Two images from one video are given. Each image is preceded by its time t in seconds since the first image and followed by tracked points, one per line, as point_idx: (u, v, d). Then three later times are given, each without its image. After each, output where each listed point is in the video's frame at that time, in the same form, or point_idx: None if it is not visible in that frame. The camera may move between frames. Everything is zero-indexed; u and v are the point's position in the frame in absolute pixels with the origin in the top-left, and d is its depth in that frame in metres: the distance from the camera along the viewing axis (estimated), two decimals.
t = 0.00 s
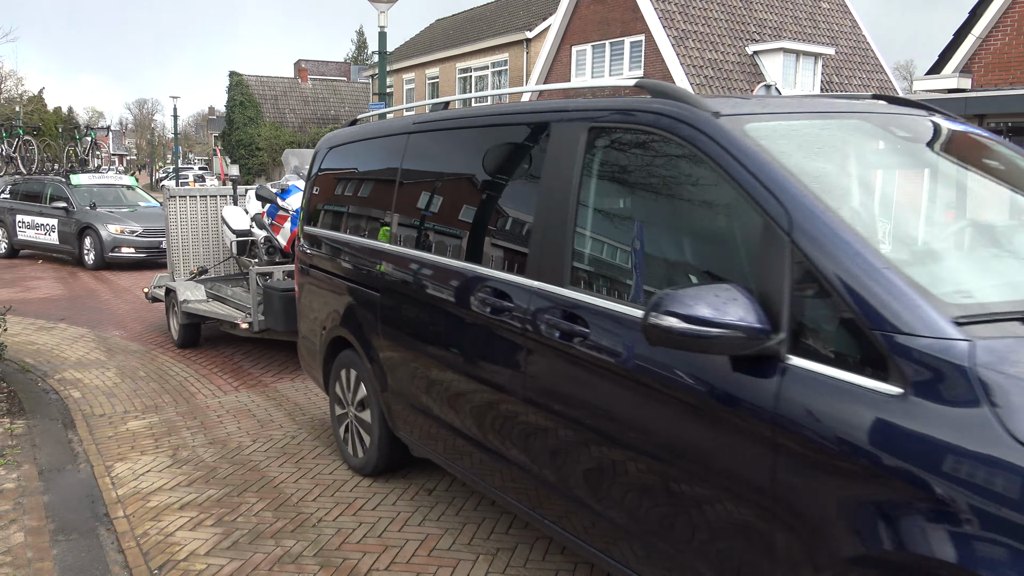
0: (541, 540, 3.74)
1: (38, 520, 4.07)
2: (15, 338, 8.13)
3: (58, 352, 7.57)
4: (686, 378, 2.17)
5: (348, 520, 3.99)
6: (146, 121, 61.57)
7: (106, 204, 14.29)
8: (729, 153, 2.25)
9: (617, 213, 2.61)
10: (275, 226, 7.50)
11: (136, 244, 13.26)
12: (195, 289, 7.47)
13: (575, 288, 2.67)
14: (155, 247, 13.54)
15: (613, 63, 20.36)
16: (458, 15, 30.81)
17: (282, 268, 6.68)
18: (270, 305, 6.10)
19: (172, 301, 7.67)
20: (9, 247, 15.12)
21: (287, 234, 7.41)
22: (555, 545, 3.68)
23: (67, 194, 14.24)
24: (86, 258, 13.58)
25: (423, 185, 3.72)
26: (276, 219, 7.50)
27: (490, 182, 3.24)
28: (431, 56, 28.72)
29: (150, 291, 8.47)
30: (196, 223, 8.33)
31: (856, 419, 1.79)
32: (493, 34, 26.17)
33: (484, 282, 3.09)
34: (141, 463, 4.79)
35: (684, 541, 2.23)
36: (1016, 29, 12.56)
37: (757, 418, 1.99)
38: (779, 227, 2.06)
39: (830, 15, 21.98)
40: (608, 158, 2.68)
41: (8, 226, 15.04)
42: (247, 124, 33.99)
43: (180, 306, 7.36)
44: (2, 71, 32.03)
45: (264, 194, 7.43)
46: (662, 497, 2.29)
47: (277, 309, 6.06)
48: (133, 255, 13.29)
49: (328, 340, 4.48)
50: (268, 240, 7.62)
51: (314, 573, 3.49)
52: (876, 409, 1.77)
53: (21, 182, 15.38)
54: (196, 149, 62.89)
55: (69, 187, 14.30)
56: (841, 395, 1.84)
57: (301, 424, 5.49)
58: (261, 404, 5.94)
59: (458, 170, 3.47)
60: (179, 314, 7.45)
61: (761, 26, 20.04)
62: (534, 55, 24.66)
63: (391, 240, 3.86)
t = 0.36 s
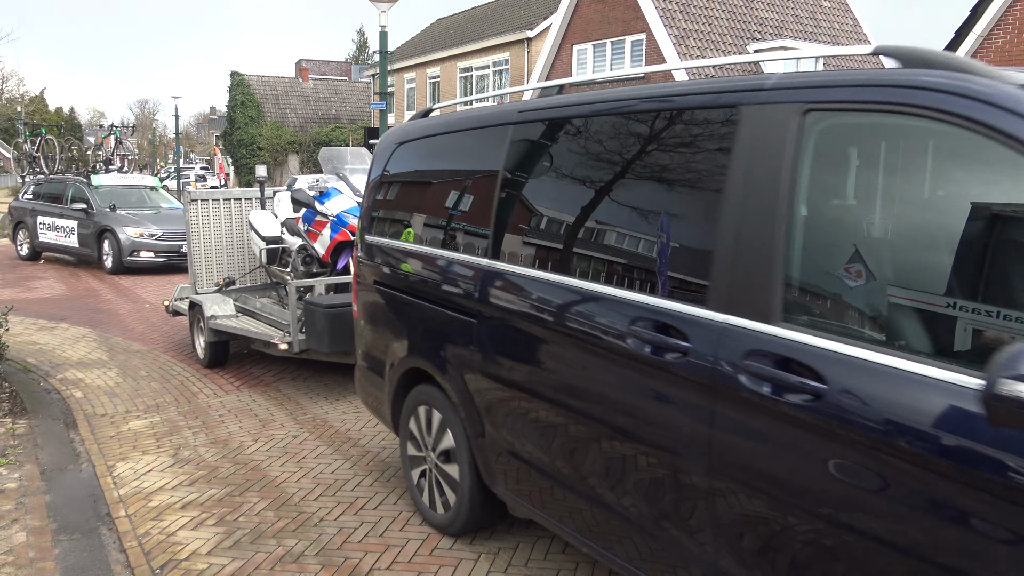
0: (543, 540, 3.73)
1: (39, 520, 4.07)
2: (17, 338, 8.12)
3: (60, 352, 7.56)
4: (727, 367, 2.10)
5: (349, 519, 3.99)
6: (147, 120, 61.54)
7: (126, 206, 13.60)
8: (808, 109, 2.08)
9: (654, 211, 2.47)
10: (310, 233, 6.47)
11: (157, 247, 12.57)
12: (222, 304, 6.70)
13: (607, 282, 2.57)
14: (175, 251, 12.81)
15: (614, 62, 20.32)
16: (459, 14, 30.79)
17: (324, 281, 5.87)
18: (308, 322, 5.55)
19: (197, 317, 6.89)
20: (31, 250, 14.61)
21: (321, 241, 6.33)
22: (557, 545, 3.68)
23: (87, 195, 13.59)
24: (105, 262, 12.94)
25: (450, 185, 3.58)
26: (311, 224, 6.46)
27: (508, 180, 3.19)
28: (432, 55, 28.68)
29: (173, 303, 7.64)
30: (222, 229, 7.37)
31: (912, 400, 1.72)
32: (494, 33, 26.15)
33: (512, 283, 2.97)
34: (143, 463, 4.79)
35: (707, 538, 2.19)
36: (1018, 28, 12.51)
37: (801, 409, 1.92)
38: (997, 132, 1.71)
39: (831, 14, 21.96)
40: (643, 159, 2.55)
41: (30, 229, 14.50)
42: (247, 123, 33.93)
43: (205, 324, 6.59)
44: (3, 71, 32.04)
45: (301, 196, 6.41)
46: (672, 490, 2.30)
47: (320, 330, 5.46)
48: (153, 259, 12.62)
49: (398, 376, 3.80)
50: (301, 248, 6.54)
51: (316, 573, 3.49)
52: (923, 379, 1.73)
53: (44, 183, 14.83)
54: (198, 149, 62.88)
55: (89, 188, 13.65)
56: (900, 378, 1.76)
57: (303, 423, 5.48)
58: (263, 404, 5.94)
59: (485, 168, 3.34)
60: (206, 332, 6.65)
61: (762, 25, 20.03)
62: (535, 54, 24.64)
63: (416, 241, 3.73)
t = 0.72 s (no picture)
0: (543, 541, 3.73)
1: (39, 521, 4.07)
2: (17, 339, 8.12)
3: (60, 353, 7.55)
4: (760, 357, 2.06)
5: (349, 520, 3.99)
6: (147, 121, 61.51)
7: (141, 209, 13.10)
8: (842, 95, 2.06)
9: (691, 209, 2.43)
10: (358, 240, 5.85)
11: (170, 251, 12.05)
12: (257, 321, 6.07)
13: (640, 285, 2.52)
14: (189, 256, 12.27)
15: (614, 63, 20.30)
16: (460, 15, 30.79)
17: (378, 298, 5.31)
18: (362, 345, 4.99)
19: (227, 337, 6.27)
20: (48, 253, 14.23)
21: (371, 251, 5.70)
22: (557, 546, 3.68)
23: (103, 198, 13.13)
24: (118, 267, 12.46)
25: (481, 190, 3.46)
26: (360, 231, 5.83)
27: (532, 181, 3.16)
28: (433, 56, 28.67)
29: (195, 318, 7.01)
30: (250, 236, 6.78)
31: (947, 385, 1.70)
32: (494, 34, 26.15)
33: (543, 280, 2.89)
34: (143, 464, 4.79)
35: (726, 532, 2.18)
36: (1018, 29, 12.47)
37: (838, 397, 1.88)
38: None
39: (831, 14, 21.97)
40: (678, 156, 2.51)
41: (48, 231, 14.12)
42: (248, 124, 33.88)
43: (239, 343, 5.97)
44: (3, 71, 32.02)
45: (350, 201, 5.78)
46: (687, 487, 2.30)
47: (377, 355, 4.86)
48: (167, 264, 12.10)
49: (505, 426, 3.13)
50: (347, 258, 5.97)
51: (316, 574, 3.48)
52: (963, 364, 1.70)
53: (64, 184, 14.43)
54: (198, 150, 62.83)
55: (105, 190, 13.20)
56: (936, 364, 1.74)
57: (303, 424, 5.48)
58: (263, 405, 5.94)
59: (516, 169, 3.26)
60: (240, 352, 6.00)
61: (762, 25, 20.04)
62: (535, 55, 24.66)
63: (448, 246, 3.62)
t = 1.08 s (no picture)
0: (543, 542, 3.74)
1: (39, 521, 4.07)
2: (17, 339, 8.13)
3: (60, 354, 7.56)
4: (798, 352, 2.07)
5: (349, 522, 3.99)
6: (147, 121, 61.50)
7: (155, 210, 12.42)
8: (877, 95, 2.04)
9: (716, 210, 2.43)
10: (422, 253, 5.15)
11: (181, 255, 11.34)
12: (303, 344, 5.30)
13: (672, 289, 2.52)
14: (202, 260, 11.53)
15: (615, 64, 20.29)
16: (461, 16, 30.78)
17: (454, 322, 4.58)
18: (439, 379, 4.23)
19: (269, 362, 5.51)
20: (66, 257, 13.71)
21: (439, 266, 5.01)
22: (557, 547, 3.69)
23: (118, 199, 12.53)
24: (131, 271, 11.83)
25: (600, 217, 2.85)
26: (425, 242, 5.11)
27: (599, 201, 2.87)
28: (434, 57, 28.69)
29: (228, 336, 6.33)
30: (286, 244, 6.10)
31: (988, 375, 1.72)
32: (495, 36, 26.16)
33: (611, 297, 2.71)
34: (143, 464, 4.80)
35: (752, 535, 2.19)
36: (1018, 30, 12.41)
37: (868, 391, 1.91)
38: None
39: (832, 16, 21.98)
40: (712, 157, 2.47)
41: (66, 234, 13.59)
42: (248, 125, 33.83)
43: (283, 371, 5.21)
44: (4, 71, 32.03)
45: (415, 208, 4.88)
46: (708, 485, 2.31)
47: (459, 393, 4.09)
48: (178, 269, 11.42)
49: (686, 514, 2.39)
50: (409, 274, 5.27)
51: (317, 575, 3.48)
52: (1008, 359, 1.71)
53: (84, 186, 13.88)
54: (198, 150, 62.82)
55: (120, 190, 12.59)
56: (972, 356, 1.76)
57: (303, 425, 5.48)
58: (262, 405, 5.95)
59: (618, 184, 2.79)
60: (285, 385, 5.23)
61: (763, 27, 20.08)
62: (536, 56, 24.66)
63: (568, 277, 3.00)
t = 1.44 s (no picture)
0: (543, 543, 3.74)
1: (39, 521, 4.07)
2: (18, 339, 8.13)
3: (60, 354, 7.56)
4: (866, 347, 2.13)
5: (349, 523, 3.98)
6: (148, 121, 61.49)
7: (167, 213, 11.79)
8: (958, 115, 2.08)
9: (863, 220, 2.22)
10: (515, 268, 4.30)
11: (189, 261, 10.73)
12: (367, 377, 4.50)
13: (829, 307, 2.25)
14: (212, 267, 10.92)
15: (617, 66, 20.30)
16: (462, 17, 30.80)
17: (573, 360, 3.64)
18: (555, 427, 3.41)
19: (324, 398, 4.70)
20: (81, 262, 13.23)
21: (537, 285, 4.13)
22: (557, 549, 3.69)
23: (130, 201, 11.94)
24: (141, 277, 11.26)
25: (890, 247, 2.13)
26: (518, 256, 4.26)
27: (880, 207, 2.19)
28: (435, 58, 28.71)
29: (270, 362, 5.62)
30: (335, 256, 5.44)
31: None
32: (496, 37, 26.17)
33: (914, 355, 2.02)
34: (143, 464, 4.80)
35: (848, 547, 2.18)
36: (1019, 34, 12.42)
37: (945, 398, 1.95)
38: None
39: (833, 19, 22.00)
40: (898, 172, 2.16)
41: (82, 237, 13.07)
42: (249, 126, 33.82)
43: (344, 410, 4.41)
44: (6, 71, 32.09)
45: (511, 216, 4.15)
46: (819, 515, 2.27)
47: (586, 449, 3.27)
48: (186, 275, 10.81)
49: None
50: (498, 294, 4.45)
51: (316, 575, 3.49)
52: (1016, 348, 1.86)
53: (101, 187, 13.33)
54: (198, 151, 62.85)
55: (133, 192, 12.02)
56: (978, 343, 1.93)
57: (303, 426, 5.48)
58: (262, 406, 5.96)
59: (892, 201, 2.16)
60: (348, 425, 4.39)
61: (764, 30, 20.11)
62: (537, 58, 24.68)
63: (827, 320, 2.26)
